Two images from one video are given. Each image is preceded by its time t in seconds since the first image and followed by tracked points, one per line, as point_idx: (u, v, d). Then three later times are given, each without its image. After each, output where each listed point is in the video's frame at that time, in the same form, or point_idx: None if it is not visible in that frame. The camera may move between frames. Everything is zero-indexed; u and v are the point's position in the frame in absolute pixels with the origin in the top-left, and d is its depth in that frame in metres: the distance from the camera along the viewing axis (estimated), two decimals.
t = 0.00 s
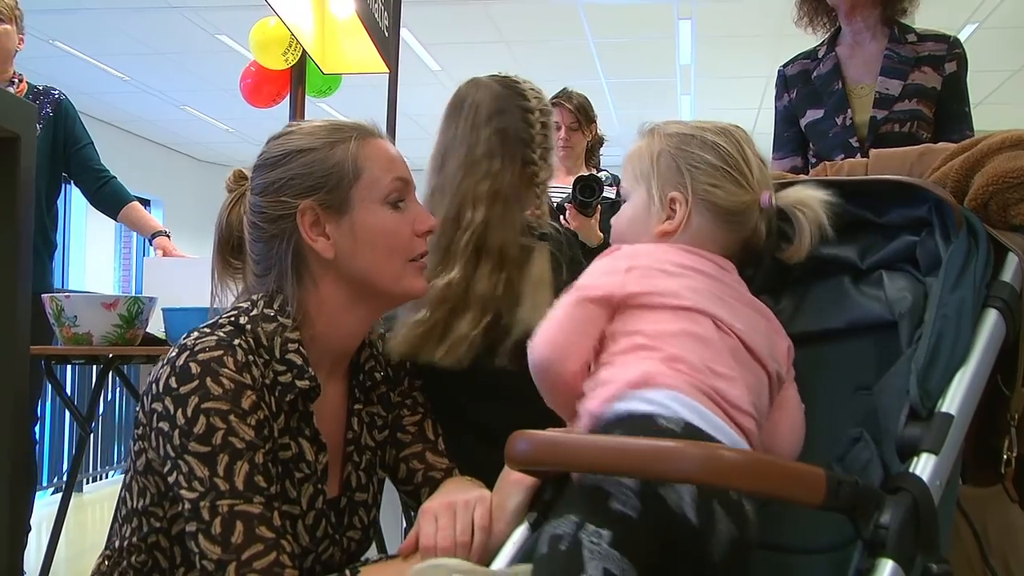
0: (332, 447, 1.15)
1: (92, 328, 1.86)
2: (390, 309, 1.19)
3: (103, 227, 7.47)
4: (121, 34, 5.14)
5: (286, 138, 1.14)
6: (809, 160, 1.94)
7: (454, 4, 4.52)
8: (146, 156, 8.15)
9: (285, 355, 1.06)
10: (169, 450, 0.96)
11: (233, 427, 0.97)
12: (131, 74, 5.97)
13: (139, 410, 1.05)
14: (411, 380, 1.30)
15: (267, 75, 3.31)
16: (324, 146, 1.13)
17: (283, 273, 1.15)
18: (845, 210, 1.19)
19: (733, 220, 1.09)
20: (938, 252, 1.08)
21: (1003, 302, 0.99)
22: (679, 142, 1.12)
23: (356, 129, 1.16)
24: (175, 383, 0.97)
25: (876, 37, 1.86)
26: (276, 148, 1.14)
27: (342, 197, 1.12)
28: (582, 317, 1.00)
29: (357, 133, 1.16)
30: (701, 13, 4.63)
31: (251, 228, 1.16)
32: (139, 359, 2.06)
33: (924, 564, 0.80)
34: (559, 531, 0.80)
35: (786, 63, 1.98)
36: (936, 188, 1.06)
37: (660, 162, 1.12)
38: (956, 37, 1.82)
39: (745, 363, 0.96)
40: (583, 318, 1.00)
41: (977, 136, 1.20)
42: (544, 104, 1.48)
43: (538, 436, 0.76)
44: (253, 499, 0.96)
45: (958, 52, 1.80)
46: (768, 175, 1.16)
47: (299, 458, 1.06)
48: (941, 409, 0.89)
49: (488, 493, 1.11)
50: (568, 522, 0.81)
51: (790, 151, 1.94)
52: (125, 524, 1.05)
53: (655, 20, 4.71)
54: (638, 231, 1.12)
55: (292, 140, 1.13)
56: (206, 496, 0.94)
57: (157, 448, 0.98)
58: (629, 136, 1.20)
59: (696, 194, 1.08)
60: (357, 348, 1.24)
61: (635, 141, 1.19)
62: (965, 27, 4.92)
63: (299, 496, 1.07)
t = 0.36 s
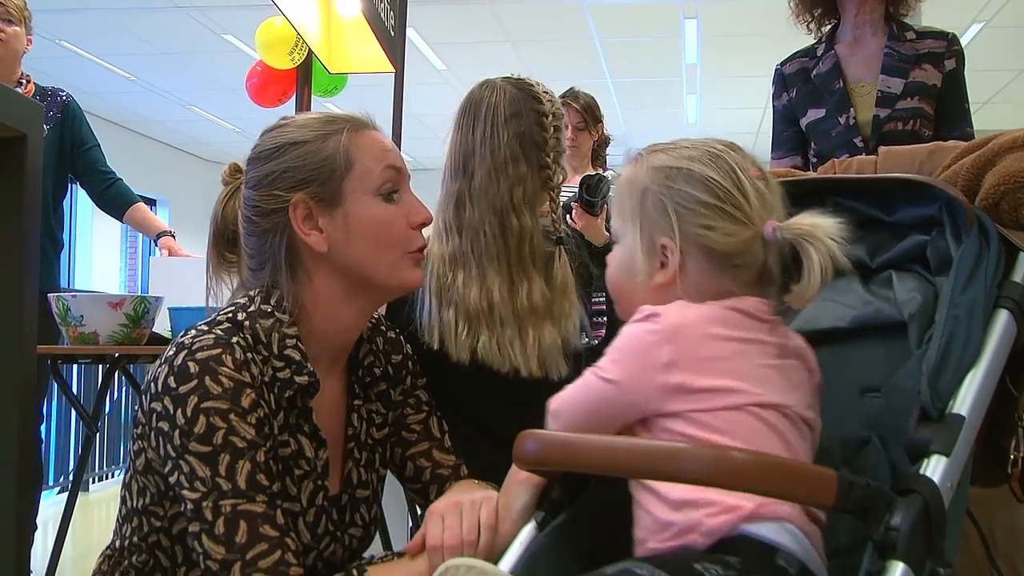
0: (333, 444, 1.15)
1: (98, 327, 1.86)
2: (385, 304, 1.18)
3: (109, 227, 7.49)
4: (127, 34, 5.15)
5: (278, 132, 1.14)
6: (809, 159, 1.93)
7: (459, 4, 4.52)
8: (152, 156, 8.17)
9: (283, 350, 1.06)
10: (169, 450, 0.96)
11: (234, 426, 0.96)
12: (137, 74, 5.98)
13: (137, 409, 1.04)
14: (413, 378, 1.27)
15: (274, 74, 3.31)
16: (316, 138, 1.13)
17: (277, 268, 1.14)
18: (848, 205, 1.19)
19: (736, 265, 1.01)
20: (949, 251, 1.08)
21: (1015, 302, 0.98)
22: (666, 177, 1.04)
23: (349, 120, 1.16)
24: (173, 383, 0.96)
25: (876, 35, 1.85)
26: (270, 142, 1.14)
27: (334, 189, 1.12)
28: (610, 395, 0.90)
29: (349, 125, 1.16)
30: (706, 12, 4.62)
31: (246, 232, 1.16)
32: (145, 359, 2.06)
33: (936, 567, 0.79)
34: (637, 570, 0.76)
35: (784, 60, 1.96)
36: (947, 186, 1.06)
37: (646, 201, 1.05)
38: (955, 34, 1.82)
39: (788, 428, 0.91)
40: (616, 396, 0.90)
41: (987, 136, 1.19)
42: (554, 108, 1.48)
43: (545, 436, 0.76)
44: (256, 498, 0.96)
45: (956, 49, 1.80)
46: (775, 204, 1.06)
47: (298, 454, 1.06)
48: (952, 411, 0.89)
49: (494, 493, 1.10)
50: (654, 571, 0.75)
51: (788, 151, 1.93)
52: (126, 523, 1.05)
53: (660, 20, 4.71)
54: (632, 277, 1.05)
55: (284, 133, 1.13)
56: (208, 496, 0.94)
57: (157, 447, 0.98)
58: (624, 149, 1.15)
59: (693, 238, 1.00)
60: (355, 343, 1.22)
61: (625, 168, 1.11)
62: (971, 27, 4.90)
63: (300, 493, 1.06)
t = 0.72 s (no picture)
0: (331, 441, 1.15)
1: (101, 323, 1.87)
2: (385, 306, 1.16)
3: (112, 223, 7.50)
4: (130, 30, 5.15)
5: (288, 130, 1.15)
6: (812, 155, 1.93)
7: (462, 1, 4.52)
8: (156, 153, 8.18)
9: (281, 348, 1.06)
10: (167, 448, 0.96)
11: (232, 425, 0.96)
12: (140, 70, 5.98)
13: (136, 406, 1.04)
14: (413, 373, 1.26)
15: (277, 70, 3.31)
16: (324, 137, 1.13)
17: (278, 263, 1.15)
18: (847, 200, 1.18)
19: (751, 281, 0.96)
20: (950, 247, 1.07)
21: (1016, 298, 0.98)
22: (675, 188, 0.98)
23: (358, 118, 1.16)
24: (172, 381, 0.96)
25: (882, 32, 1.85)
26: (283, 136, 1.15)
27: (334, 189, 1.11)
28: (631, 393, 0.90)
29: (359, 123, 1.16)
30: (709, 10, 4.62)
31: (258, 224, 1.19)
32: (149, 355, 2.07)
33: (938, 563, 0.79)
34: (657, 540, 0.81)
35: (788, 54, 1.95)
36: (949, 182, 1.05)
37: (656, 215, 0.99)
38: (960, 33, 1.82)
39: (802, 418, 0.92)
40: (634, 397, 0.90)
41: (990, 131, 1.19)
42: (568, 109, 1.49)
43: (545, 432, 0.76)
44: (254, 497, 0.96)
45: (962, 49, 1.81)
46: (789, 210, 1.00)
47: (296, 452, 1.06)
48: (953, 408, 0.89)
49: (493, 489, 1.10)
50: (672, 542, 0.81)
51: (792, 146, 1.93)
52: (124, 519, 1.05)
53: (664, 16, 4.70)
54: (644, 292, 1.00)
55: (295, 130, 1.15)
56: (206, 495, 0.94)
57: (155, 445, 0.98)
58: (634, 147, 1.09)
59: (706, 256, 0.95)
60: (356, 341, 1.22)
61: (634, 165, 1.05)
62: (974, 24, 4.89)
63: (298, 491, 1.07)
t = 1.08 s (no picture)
0: (338, 439, 1.16)
1: (104, 320, 1.87)
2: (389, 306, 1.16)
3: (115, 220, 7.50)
4: (132, 27, 5.15)
5: (295, 130, 1.15)
6: (817, 154, 1.93)
7: None
8: (160, 150, 8.20)
9: (288, 345, 1.06)
10: (173, 443, 0.96)
11: (238, 420, 0.97)
12: (143, 67, 5.98)
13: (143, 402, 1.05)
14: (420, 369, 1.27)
15: (280, 67, 3.31)
16: (325, 138, 1.13)
17: (281, 262, 1.15)
18: (852, 197, 1.18)
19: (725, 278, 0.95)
20: (955, 245, 1.07)
21: (1021, 296, 0.98)
22: (640, 187, 0.98)
23: (362, 118, 1.15)
24: (178, 376, 0.97)
25: (887, 30, 1.85)
26: (299, 130, 1.15)
27: (333, 190, 1.11)
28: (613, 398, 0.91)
29: (363, 123, 1.15)
30: (713, 7, 4.61)
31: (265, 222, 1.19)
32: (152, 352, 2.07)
33: (942, 561, 0.79)
34: (648, 553, 0.79)
35: (795, 51, 1.95)
36: (953, 179, 1.05)
37: (622, 216, 0.99)
38: (967, 31, 1.82)
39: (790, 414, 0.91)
40: (613, 403, 0.91)
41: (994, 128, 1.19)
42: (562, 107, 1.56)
43: (550, 429, 0.76)
44: (259, 492, 0.96)
45: (969, 48, 1.81)
46: (759, 204, 0.98)
47: (302, 450, 1.07)
48: (957, 405, 0.89)
49: (497, 487, 1.10)
50: (663, 554, 0.78)
51: (798, 143, 1.93)
52: (131, 515, 1.05)
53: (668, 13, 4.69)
54: (620, 294, 1.00)
55: (300, 130, 1.15)
56: (211, 490, 0.95)
57: (161, 440, 0.98)
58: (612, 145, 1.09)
59: (674, 255, 0.95)
60: (363, 340, 1.22)
61: (604, 163, 1.04)
62: (979, 22, 4.88)
63: (303, 488, 1.07)
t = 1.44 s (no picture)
0: (343, 437, 1.16)
1: (107, 319, 1.87)
2: (389, 308, 1.16)
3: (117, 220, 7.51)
4: (134, 27, 5.16)
5: (295, 131, 1.16)
6: (819, 152, 1.93)
7: None
8: (162, 150, 8.21)
9: (291, 344, 1.06)
10: (176, 442, 0.96)
11: (240, 418, 0.97)
12: (144, 66, 5.98)
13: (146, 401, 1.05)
14: (426, 369, 1.27)
15: (283, 66, 3.31)
16: (323, 138, 1.13)
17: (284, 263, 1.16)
18: (857, 195, 1.17)
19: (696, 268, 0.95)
20: (958, 242, 1.07)
21: None
22: (592, 198, 0.99)
23: (363, 118, 1.15)
24: (181, 375, 0.97)
25: (887, 29, 1.84)
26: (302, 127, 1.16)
27: (331, 191, 1.12)
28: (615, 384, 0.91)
29: (364, 122, 1.15)
30: (714, 5, 4.61)
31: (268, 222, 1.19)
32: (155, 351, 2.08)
33: (945, 558, 0.79)
34: (638, 555, 0.78)
35: (796, 52, 1.95)
36: (956, 176, 1.05)
37: (584, 227, 1.00)
38: (968, 28, 1.82)
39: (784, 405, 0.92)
40: (615, 389, 0.91)
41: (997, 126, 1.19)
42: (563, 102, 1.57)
43: (553, 427, 0.76)
44: (261, 489, 0.96)
45: (971, 45, 1.81)
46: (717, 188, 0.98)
47: (305, 448, 1.07)
48: (960, 401, 0.89)
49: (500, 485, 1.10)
50: (653, 555, 0.78)
51: (800, 143, 1.93)
52: (135, 513, 1.05)
53: (669, 11, 4.68)
54: (601, 304, 1.01)
55: (300, 130, 1.16)
56: (214, 487, 0.95)
57: (165, 439, 0.98)
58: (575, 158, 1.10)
59: (638, 255, 0.96)
60: (368, 340, 1.23)
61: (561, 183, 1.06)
62: (980, 19, 4.87)
63: (306, 487, 1.07)
